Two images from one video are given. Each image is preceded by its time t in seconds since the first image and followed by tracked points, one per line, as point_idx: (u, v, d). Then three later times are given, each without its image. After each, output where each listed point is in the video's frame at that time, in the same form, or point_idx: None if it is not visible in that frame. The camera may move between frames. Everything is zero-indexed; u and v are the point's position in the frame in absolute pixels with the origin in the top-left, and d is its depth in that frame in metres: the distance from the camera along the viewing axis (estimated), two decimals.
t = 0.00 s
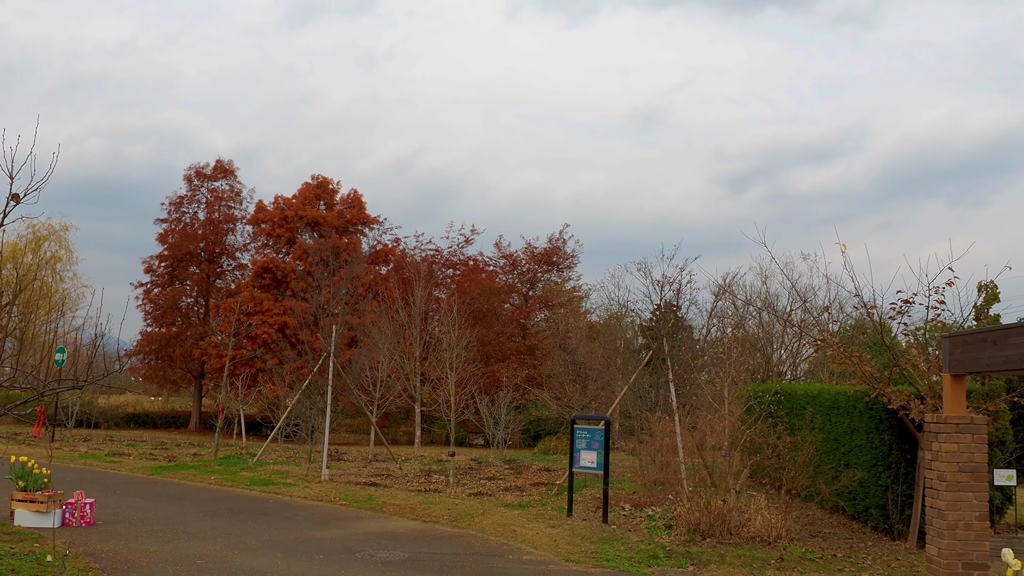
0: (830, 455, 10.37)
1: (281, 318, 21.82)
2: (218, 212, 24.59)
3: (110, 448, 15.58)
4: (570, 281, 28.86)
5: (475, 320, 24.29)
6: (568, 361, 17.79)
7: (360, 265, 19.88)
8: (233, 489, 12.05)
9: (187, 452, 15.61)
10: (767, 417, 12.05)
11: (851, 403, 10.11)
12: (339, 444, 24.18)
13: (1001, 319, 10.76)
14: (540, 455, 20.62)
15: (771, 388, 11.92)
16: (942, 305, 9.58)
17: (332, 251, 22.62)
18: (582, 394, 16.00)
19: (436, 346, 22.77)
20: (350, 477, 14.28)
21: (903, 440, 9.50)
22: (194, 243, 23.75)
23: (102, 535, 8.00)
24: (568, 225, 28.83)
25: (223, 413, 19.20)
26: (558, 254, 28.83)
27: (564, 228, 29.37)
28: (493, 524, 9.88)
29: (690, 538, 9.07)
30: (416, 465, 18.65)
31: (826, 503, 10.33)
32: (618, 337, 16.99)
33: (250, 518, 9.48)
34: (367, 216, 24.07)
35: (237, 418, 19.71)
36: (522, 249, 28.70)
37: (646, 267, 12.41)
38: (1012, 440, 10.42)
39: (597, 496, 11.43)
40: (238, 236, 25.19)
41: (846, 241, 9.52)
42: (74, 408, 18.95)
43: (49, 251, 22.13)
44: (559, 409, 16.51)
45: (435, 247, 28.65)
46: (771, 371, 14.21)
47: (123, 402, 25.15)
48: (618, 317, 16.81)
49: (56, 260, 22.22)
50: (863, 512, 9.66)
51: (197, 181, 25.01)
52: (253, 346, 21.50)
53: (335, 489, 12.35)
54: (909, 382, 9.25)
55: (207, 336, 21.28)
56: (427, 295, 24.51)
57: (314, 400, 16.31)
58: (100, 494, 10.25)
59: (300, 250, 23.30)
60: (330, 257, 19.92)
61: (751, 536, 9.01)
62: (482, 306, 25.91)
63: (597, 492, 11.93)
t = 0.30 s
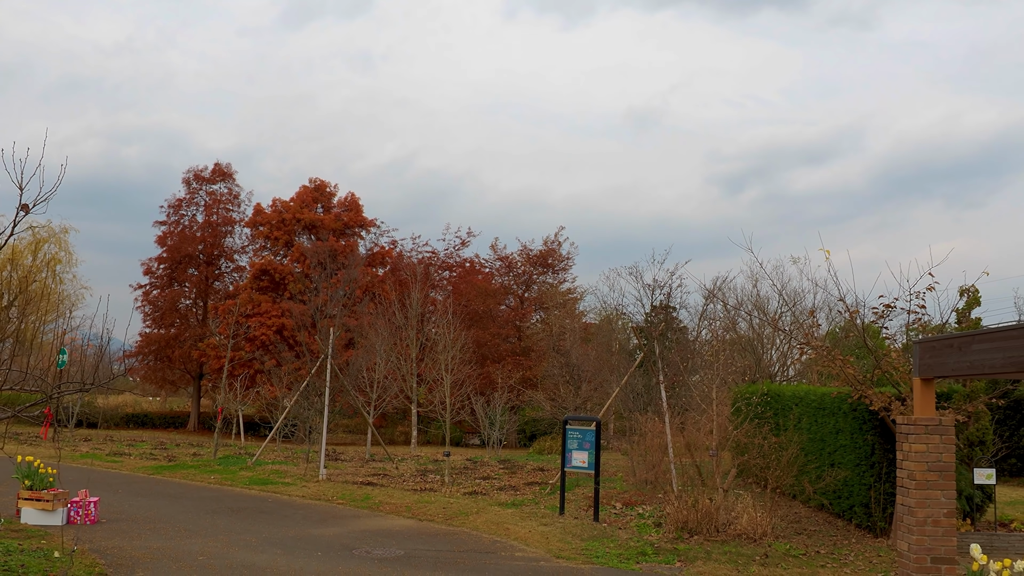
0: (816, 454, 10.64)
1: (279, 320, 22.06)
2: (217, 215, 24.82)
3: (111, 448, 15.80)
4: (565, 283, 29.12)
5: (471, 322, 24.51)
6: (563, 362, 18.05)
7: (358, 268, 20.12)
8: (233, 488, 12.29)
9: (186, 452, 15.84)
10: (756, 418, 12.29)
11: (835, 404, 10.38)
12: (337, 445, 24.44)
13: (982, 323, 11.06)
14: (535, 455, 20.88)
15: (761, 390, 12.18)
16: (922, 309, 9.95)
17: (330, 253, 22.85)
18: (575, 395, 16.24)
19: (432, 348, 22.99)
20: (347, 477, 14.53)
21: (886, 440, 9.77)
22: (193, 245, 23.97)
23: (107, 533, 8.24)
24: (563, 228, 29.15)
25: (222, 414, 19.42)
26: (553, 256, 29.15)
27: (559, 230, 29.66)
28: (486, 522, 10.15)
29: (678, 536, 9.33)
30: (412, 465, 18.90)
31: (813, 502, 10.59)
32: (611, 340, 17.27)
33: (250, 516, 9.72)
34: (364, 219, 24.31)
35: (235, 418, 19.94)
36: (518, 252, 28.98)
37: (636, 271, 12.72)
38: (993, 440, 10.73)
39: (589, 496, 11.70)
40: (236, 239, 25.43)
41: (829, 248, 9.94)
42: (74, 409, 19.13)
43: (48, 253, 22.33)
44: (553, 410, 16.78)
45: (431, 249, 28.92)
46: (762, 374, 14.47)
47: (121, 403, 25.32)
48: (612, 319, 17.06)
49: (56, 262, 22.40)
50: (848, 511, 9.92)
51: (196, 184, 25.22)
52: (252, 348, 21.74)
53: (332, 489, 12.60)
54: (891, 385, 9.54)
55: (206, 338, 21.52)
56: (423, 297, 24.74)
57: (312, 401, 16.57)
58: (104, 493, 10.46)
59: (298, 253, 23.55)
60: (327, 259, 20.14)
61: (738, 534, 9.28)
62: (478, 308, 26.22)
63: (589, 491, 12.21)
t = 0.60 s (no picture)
0: (802, 454, 10.91)
1: (276, 322, 22.28)
2: (215, 218, 25.05)
3: (111, 449, 16.03)
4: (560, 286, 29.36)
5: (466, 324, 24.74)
6: (557, 363, 18.31)
7: (355, 270, 20.35)
8: (233, 488, 12.53)
9: (185, 452, 16.06)
10: (745, 419, 12.55)
11: (820, 405, 10.66)
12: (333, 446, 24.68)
13: (963, 325, 11.37)
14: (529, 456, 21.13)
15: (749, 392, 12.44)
16: (903, 313, 10.31)
17: (327, 256, 23.06)
18: (569, 396, 16.51)
19: (428, 350, 23.20)
20: (344, 477, 14.78)
21: (869, 440, 10.04)
22: (191, 248, 24.18)
23: (111, 530, 8.49)
24: (559, 231, 29.42)
25: (221, 415, 19.63)
26: (549, 258, 29.41)
27: (555, 233, 29.92)
28: (480, 520, 10.42)
29: (666, 533, 9.60)
30: (408, 465, 19.14)
31: (799, 501, 10.86)
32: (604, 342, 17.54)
33: (249, 515, 9.97)
34: (361, 222, 24.53)
35: (233, 419, 20.16)
36: (513, 254, 29.24)
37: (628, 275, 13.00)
38: (974, 441, 11.04)
39: (581, 495, 11.97)
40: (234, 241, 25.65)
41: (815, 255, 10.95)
42: (74, 410, 19.35)
43: (47, 255, 22.52)
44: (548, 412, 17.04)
45: (428, 252, 29.16)
46: (752, 376, 14.72)
47: (119, 404, 25.50)
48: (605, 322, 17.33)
49: (55, 264, 22.60)
50: (833, 509, 10.20)
51: (194, 187, 25.44)
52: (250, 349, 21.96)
53: (330, 488, 12.84)
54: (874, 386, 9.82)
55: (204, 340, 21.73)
56: (420, 299, 24.97)
57: (309, 402, 16.81)
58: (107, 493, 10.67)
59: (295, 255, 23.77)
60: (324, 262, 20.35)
61: (724, 531, 9.55)
62: (473, 310, 26.49)
63: (581, 490, 12.49)
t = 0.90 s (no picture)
0: (788, 454, 11.19)
1: (273, 324, 22.50)
2: (212, 220, 25.26)
3: (110, 449, 16.24)
4: (555, 288, 29.63)
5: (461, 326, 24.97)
6: (550, 365, 18.59)
7: (351, 273, 20.59)
8: (231, 487, 12.77)
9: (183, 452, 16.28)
10: (733, 420, 12.82)
11: (805, 406, 10.94)
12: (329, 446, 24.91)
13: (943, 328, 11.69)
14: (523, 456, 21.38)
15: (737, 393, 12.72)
16: (884, 317, 10.65)
17: (323, 259, 23.29)
18: (561, 397, 16.77)
19: (423, 351, 23.44)
20: (340, 476, 15.02)
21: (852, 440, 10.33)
22: (189, 250, 24.37)
23: (114, 527, 8.73)
24: (554, 233, 29.71)
25: (218, 416, 19.84)
26: (543, 260, 29.69)
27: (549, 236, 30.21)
28: (473, 518, 10.68)
29: (654, 530, 9.87)
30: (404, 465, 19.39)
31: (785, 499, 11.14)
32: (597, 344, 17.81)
33: (247, 513, 10.20)
34: (357, 224, 24.77)
35: (231, 420, 20.38)
36: (508, 257, 29.52)
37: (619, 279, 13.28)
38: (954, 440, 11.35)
39: (572, 493, 12.24)
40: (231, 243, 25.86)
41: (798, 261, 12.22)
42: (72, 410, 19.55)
43: (46, 258, 22.71)
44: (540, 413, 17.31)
45: (423, 254, 29.42)
46: (741, 377, 14.99)
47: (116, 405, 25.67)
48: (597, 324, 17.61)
49: (53, 266, 22.79)
50: (817, 507, 10.48)
51: (192, 189, 25.64)
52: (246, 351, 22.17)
53: (326, 487, 13.09)
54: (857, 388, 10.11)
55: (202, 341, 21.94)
56: (415, 301, 25.20)
57: (306, 403, 17.05)
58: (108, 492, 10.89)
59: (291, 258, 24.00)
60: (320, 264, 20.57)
61: (711, 528, 9.81)
62: (468, 312, 26.78)
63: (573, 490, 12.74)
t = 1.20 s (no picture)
0: (773, 454, 11.47)
1: (269, 325, 22.72)
2: (208, 222, 25.46)
3: (108, 449, 16.45)
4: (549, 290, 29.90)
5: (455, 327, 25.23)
6: (543, 366, 18.86)
7: (346, 275, 20.83)
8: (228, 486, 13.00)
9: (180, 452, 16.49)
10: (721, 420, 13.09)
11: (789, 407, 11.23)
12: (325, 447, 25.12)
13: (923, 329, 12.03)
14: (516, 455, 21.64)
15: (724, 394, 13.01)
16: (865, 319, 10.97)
17: (319, 260, 23.51)
18: (553, 397, 17.04)
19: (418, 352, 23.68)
20: (336, 476, 15.27)
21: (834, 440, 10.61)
22: (185, 252, 24.55)
23: (114, 524, 8.97)
24: (548, 236, 30.00)
25: (214, 416, 20.04)
26: (537, 262, 29.97)
27: (544, 238, 30.50)
28: (465, 516, 10.95)
29: (642, 528, 10.14)
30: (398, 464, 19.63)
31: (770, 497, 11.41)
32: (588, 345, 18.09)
33: (244, 511, 10.45)
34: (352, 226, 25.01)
35: (227, 420, 20.58)
36: (502, 259, 29.80)
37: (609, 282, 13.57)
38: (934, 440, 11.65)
39: (563, 492, 12.50)
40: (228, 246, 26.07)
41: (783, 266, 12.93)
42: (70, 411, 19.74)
43: (43, 260, 22.89)
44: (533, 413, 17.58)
45: (418, 256, 29.67)
46: (729, 377, 15.28)
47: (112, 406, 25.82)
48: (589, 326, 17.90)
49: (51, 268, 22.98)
50: (800, 505, 10.76)
51: (188, 192, 25.83)
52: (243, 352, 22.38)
53: (321, 486, 13.33)
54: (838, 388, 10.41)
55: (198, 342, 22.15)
56: (410, 302, 25.44)
57: (302, 403, 17.28)
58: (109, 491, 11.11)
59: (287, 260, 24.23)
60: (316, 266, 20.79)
61: (696, 526, 10.08)
62: (463, 313, 27.04)
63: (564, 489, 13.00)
